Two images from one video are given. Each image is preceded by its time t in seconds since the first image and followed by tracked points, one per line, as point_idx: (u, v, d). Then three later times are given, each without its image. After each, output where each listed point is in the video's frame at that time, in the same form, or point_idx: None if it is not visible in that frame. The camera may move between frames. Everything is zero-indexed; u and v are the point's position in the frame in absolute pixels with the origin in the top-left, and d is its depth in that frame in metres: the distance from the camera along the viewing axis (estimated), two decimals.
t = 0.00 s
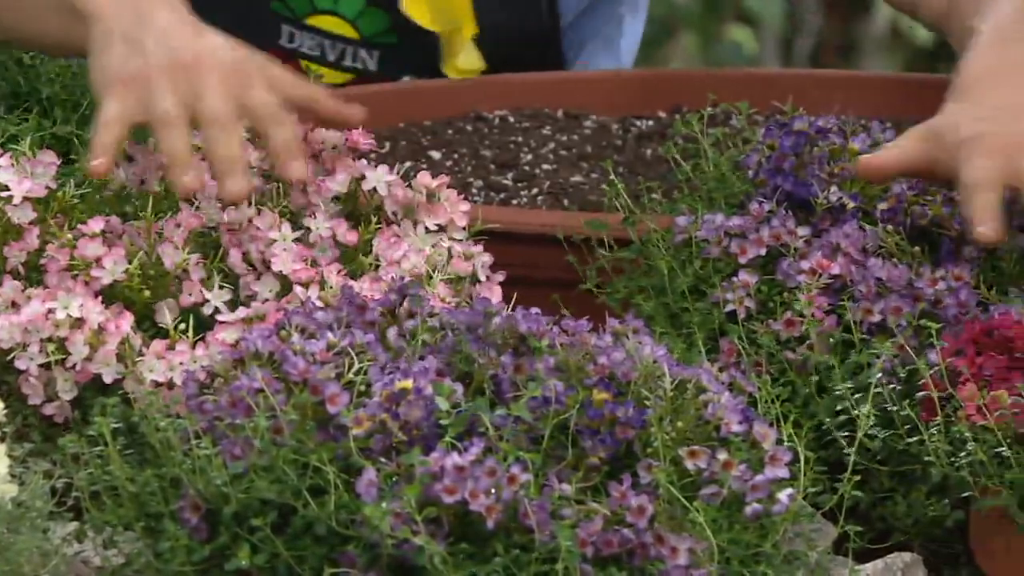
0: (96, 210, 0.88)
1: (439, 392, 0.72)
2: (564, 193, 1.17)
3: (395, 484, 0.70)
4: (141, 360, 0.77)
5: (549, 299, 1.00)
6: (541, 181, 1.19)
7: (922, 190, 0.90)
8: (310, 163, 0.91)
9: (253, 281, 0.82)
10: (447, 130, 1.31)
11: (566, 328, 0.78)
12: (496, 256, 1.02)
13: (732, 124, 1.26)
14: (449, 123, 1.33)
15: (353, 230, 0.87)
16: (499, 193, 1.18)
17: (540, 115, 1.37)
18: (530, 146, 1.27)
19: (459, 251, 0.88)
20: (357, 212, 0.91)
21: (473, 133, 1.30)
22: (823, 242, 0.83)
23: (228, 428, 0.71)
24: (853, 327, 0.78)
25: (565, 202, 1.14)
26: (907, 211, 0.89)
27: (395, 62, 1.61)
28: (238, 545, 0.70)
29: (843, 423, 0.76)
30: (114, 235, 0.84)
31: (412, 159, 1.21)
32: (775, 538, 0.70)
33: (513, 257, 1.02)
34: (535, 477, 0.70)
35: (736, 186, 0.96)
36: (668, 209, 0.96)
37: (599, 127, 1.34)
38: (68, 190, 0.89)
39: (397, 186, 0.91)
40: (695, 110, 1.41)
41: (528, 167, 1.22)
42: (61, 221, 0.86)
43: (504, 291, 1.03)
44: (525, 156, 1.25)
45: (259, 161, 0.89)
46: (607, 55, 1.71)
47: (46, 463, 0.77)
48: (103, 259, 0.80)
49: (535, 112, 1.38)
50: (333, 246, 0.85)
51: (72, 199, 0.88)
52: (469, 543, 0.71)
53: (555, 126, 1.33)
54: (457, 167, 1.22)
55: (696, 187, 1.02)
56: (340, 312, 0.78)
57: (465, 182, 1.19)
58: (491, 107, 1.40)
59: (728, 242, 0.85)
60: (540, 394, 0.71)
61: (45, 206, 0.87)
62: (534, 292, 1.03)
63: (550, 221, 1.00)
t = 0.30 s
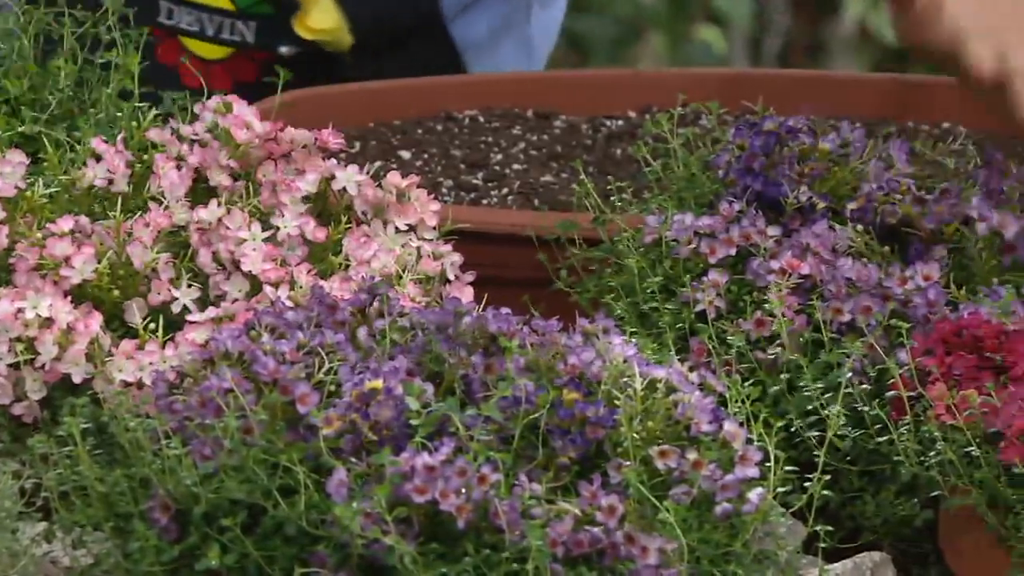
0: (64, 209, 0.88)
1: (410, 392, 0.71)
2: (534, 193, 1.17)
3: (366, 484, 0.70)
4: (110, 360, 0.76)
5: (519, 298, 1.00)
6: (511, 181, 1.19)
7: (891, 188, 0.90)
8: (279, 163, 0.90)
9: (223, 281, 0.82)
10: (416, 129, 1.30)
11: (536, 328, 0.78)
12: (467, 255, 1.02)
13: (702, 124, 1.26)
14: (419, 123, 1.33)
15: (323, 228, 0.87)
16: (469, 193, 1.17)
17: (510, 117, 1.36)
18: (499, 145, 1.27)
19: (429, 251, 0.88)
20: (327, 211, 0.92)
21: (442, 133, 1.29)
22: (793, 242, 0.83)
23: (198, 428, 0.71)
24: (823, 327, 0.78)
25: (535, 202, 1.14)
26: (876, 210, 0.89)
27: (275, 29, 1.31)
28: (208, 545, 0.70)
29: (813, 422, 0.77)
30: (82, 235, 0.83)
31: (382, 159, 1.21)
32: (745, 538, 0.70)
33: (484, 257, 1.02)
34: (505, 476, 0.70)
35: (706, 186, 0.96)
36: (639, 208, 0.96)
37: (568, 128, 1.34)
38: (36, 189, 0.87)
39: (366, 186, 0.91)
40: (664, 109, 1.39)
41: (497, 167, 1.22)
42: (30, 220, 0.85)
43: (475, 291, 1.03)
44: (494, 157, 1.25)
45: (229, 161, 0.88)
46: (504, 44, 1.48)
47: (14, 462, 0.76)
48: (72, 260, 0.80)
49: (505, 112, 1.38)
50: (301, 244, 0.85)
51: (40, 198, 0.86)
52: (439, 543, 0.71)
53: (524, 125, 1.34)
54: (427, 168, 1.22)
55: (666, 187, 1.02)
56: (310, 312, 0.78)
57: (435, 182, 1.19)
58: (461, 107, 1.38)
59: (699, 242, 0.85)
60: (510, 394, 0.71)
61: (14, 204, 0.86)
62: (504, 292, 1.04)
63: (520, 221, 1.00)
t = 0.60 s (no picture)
0: (35, 209, 0.88)
1: (381, 392, 0.71)
2: (506, 191, 1.17)
3: (337, 484, 0.70)
4: (81, 360, 0.76)
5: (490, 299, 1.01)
6: (482, 181, 1.19)
7: (863, 188, 0.90)
8: (251, 163, 0.90)
9: (194, 280, 0.82)
10: (387, 129, 1.31)
11: (508, 327, 0.78)
12: (438, 255, 1.03)
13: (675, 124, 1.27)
14: (391, 123, 1.33)
15: (294, 227, 0.86)
16: (441, 193, 1.17)
17: (482, 117, 1.37)
18: (471, 144, 1.28)
19: (401, 250, 0.88)
20: (299, 211, 0.92)
21: (414, 133, 1.30)
22: (765, 240, 0.83)
23: (170, 429, 0.71)
24: (795, 327, 0.79)
25: (507, 202, 1.14)
26: (847, 210, 0.89)
27: None
28: (179, 545, 0.70)
29: (783, 421, 0.78)
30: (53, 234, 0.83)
31: (354, 159, 1.22)
32: (716, 537, 0.70)
33: (456, 257, 1.03)
34: (477, 476, 0.70)
35: (676, 186, 0.96)
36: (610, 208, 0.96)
37: (539, 127, 1.34)
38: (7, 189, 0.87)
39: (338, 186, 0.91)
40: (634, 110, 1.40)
41: (469, 167, 1.22)
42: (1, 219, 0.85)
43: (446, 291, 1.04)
44: (466, 157, 1.25)
45: (200, 161, 0.88)
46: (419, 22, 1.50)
47: None
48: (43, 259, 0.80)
49: (477, 112, 1.38)
50: (273, 244, 0.85)
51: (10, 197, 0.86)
52: (411, 543, 0.71)
53: (496, 125, 1.34)
54: (399, 167, 1.22)
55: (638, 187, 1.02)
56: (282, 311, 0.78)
57: (407, 181, 1.18)
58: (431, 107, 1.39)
59: (670, 242, 0.86)
60: (482, 394, 0.71)
61: None
62: (474, 292, 1.05)
63: (492, 221, 1.00)
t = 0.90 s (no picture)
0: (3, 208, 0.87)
1: (351, 392, 0.71)
2: (475, 192, 1.17)
3: (307, 484, 0.70)
4: (49, 360, 0.76)
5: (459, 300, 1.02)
6: (451, 180, 1.19)
7: (831, 189, 0.90)
8: (220, 162, 0.90)
9: (163, 280, 0.82)
10: (357, 129, 1.32)
11: (478, 327, 0.78)
12: (408, 255, 1.03)
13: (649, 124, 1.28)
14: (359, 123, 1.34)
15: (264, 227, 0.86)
16: (409, 192, 1.17)
17: (450, 117, 1.37)
18: (439, 145, 1.27)
19: (371, 250, 0.87)
20: (268, 211, 0.92)
21: (382, 133, 1.30)
22: (735, 240, 0.83)
23: (139, 429, 0.71)
24: (765, 327, 0.79)
25: (476, 201, 1.14)
26: (817, 210, 0.89)
27: None
28: (148, 546, 0.70)
29: (753, 421, 0.78)
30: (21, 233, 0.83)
31: (322, 159, 1.22)
32: (685, 537, 0.70)
33: (426, 257, 1.03)
34: (446, 476, 0.70)
35: (645, 186, 0.97)
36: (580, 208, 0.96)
37: (508, 127, 1.34)
38: None
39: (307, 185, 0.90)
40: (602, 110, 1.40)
41: (438, 167, 1.22)
42: None
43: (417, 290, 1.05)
44: (434, 156, 1.25)
45: (168, 160, 0.88)
46: (332, 15, 1.60)
47: None
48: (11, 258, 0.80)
49: (445, 112, 1.38)
50: (242, 243, 0.85)
51: None
52: (381, 542, 0.71)
53: (466, 125, 1.34)
54: (367, 167, 1.22)
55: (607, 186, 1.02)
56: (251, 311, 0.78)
57: (376, 181, 1.18)
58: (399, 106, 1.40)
59: (640, 241, 0.85)
60: (452, 394, 0.71)
61: None
62: (445, 293, 1.06)
63: (461, 220, 1.00)
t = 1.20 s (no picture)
0: None
1: (317, 392, 0.71)
2: (441, 192, 1.17)
3: (273, 484, 0.69)
4: (14, 360, 0.77)
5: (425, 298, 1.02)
6: (416, 180, 1.19)
7: (798, 188, 0.91)
8: (185, 162, 0.91)
9: (128, 279, 0.82)
10: (323, 130, 1.32)
11: (444, 327, 0.78)
12: (373, 255, 1.03)
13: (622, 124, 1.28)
14: (325, 123, 1.34)
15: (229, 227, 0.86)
16: (375, 192, 1.17)
17: (417, 116, 1.37)
18: (406, 145, 1.27)
19: (337, 249, 0.88)
20: (234, 210, 0.93)
21: (348, 133, 1.31)
22: (700, 241, 0.84)
23: (104, 429, 0.71)
24: (731, 327, 0.79)
25: (443, 200, 1.15)
26: (783, 210, 0.90)
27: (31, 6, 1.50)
28: (114, 546, 0.70)
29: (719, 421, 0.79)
30: None
31: (289, 159, 1.22)
32: (651, 537, 0.70)
33: (390, 257, 1.03)
34: (413, 476, 0.70)
35: (612, 186, 0.96)
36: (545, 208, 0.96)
37: (474, 127, 1.34)
38: None
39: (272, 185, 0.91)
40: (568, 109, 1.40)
41: (404, 167, 1.22)
42: None
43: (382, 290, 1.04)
44: (401, 156, 1.25)
45: (132, 160, 0.89)
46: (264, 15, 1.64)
47: None
48: None
49: (412, 112, 1.38)
50: (207, 243, 0.85)
51: None
52: (347, 543, 0.70)
53: (432, 124, 1.34)
54: (333, 167, 1.22)
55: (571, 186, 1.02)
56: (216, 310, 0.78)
57: (342, 181, 1.18)
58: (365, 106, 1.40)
59: (606, 241, 0.86)
60: (418, 394, 0.71)
61: None
62: (411, 292, 1.05)
63: (428, 220, 1.01)
